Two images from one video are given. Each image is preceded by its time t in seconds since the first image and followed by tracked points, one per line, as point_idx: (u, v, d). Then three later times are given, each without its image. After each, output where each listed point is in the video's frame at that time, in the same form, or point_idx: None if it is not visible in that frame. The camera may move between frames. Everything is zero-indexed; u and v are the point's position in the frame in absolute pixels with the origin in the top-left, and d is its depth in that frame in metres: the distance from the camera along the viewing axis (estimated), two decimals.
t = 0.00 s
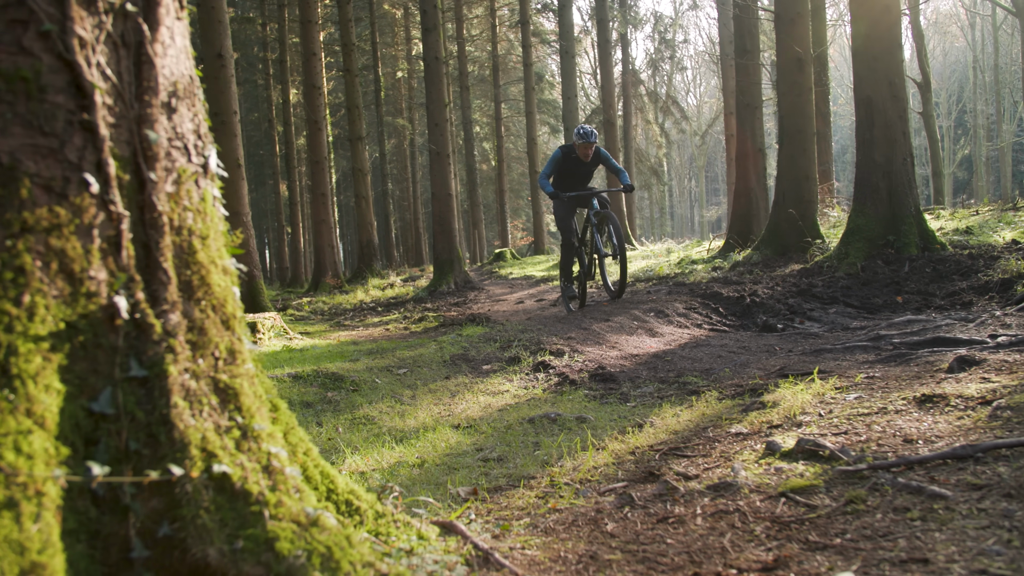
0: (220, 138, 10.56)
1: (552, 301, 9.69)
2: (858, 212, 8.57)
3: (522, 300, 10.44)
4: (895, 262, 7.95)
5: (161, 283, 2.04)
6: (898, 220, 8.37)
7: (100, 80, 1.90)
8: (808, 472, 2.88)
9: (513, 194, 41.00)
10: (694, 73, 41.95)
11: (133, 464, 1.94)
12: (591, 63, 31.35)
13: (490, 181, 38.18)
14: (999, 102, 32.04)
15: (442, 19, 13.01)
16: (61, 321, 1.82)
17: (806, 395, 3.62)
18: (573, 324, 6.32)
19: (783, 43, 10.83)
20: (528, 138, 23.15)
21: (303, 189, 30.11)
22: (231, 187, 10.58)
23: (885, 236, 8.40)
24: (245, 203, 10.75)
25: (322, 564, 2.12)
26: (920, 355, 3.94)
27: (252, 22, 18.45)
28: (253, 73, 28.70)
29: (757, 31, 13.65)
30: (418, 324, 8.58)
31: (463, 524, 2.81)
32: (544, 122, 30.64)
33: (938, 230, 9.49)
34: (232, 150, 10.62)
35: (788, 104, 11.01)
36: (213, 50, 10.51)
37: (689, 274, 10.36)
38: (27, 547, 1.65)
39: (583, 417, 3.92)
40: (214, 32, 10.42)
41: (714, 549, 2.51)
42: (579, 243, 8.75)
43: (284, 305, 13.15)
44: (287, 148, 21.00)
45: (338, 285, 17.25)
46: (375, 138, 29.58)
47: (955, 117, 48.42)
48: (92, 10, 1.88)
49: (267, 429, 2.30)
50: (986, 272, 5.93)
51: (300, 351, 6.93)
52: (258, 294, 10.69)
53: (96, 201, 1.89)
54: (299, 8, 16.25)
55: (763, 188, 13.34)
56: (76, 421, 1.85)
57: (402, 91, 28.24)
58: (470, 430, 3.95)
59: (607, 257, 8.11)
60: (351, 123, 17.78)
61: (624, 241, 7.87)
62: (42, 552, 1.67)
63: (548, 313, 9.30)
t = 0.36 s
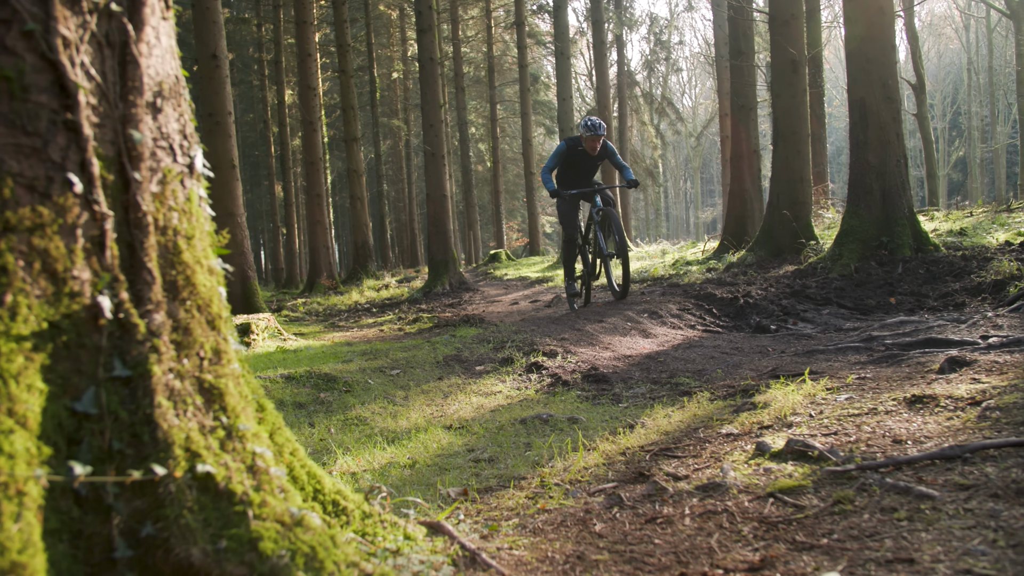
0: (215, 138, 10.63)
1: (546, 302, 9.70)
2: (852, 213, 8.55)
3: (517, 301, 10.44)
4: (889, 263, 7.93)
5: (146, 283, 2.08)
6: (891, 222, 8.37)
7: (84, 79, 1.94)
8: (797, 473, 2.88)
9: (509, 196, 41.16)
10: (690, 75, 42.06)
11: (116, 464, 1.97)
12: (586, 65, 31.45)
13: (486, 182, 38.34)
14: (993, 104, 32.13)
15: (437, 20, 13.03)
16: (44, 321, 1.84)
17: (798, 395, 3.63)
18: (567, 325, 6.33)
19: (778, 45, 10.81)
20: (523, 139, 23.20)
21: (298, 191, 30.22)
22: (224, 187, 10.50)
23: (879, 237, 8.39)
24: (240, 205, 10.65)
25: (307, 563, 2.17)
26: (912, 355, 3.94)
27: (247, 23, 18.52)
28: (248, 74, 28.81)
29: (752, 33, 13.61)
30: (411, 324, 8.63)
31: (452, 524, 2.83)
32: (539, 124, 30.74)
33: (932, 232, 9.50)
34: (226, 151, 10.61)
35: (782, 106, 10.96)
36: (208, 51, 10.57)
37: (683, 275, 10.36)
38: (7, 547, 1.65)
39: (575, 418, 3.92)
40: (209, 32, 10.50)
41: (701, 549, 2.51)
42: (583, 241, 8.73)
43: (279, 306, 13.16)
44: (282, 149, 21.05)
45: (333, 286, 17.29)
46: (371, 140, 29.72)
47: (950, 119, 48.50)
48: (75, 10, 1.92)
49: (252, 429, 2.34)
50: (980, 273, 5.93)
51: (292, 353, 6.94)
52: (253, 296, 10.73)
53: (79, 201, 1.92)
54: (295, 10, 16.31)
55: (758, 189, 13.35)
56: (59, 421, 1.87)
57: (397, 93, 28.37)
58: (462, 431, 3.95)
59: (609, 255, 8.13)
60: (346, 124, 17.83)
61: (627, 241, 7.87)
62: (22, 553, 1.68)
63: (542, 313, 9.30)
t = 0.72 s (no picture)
0: (209, 140, 10.62)
1: (539, 303, 9.71)
2: (844, 215, 8.55)
3: (510, 302, 10.45)
4: (881, 265, 7.92)
5: (129, 283, 2.12)
6: (884, 224, 8.37)
7: (67, 79, 1.99)
8: (784, 474, 2.91)
9: (503, 197, 41.28)
10: (685, 77, 42.16)
11: (99, 464, 2.01)
12: (580, 66, 31.56)
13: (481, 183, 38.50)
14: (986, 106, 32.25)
15: (431, 21, 13.09)
16: (26, 320, 1.88)
17: (787, 396, 3.63)
18: (559, 326, 6.33)
19: (771, 46, 10.78)
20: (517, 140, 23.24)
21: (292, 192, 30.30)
22: (218, 188, 10.67)
23: (870, 239, 8.40)
24: (233, 206, 10.85)
25: (290, 564, 2.23)
26: (902, 357, 3.94)
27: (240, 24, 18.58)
28: (241, 76, 28.90)
29: (745, 34, 13.58)
30: (405, 325, 8.66)
31: (439, 524, 2.86)
32: (533, 125, 30.82)
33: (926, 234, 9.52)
34: (219, 152, 10.63)
35: (775, 108, 10.95)
36: (201, 51, 10.55)
37: (677, 277, 10.37)
38: None
39: (566, 419, 3.92)
40: (202, 34, 10.47)
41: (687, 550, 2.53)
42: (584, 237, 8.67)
43: (272, 308, 13.17)
44: (276, 150, 21.07)
45: (327, 287, 17.32)
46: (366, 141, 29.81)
47: (943, 121, 48.64)
48: (59, 9, 1.97)
49: (237, 429, 2.39)
50: (971, 275, 5.93)
51: (285, 353, 6.93)
52: (246, 297, 10.78)
53: (62, 201, 1.97)
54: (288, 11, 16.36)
55: (751, 191, 13.42)
56: (41, 421, 1.90)
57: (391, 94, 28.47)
58: (453, 432, 3.95)
59: (606, 256, 8.09)
60: (340, 124, 17.86)
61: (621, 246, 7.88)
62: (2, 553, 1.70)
63: (535, 314, 9.29)
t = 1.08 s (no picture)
0: (199, 141, 10.63)
1: (530, 304, 9.71)
2: (835, 216, 8.55)
3: (501, 303, 10.44)
4: (872, 266, 7.92)
5: (111, 283, 2.14)
6: (874, 225, 8.37)
7: (49, 80, 2.02)
8: (771, 474, 2.95)
9: (496, 199, 41.38)
10: (677, 79, 42.26)
11: (79, 465, 2.02)
12: (572, 67, 31.61)
13: (474, 185, 38.57)
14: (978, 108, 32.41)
15: (423, 23, 13.13)
16: (7, 321, 1.92)
17: (776, 398, 3.64)
18: (550, 327, 6.34)
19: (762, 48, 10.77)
20: (510, 141, 23.24)
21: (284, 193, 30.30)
22: (210, 189, 10.65)
23: (861, 240, 8.40)
24: (224, 206, 10.85)
25: (271, 564, 2.24)
26: (890, 358, 3.96)
27: (232, 25, 18.60)
28: (234, 77, 28.89)
29: (736, 35, 13.56)
30: (396, 326, 8.67)
31: (424, 525, 2.90)
32: (525, 126, 30.87)
33: (916, 235, 9.56)
34: (210, 153, 10.64)
35: (766, 109, 10.96)
36: (192, 52, 10.55)
37: (668, 278, 10.37)
38: None
39: (555, 420, 3.92)
40: (193, 35, 10.52)
41: (673, 550, 2.55)
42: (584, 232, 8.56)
43: (264, 309, 13.16)
44: (268, 150, 21.03)
45: (318, 288, 17.31)
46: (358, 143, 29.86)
47: (934, 124, 48.90)
48: (40, 9, 1.99)
49: (219, 430, 2.39)
50: (961, 277, 5.94)
51: (275, 354, 6.91)
52: (237, 298, 10.78)
53: (44, 201, 2.00)
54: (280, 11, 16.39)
55: (743, 193, 13.43)
56: (21, 422, 1.93)
57: (384, 95, 28.56)
58: (442, 433, 3.95)
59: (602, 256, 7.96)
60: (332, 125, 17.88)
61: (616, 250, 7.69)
62: None
63: (525, 315, 9.27)
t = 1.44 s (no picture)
0: (189, 141, 10.60)
1: (521, 305, 9.71)
2: (824, 218, 8.56)
3: (492, 304, 10.45)
4: (861, 267, 7.92)
5: (92, 284, 2.14)
6: (863, 227, 8.38)
7: (29, 80, 2.02)
8: (756, 475, 2.99)
9: (487, 200, 41.49)
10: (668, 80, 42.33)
11: (59, 466, 2.03)
12: (563, 69, 31.67)
13: (465, 186, 38.62)
14: (967, 111, 32.58)
15: (413, 24, 13.14)
16: None
17: (763, 399, 3.66)
18: (539, 329, 6.36)
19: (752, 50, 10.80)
20: (500, 142, 23.27)
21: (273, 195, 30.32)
22: (200, 189, 10.68)
23: (850, 242, 8.40)
24: (213, 207, 10.88)
25: (252, 566, 2.24)
26: (878, 359, 3.99)
27: (223, 25, 18.61)
28: (224, 77, 28.85)
29: (727, 37, 13.59)
30: (387, 327, 8.66)
31: (408, 527, 2.95)
32: (516, 128, 30.94)
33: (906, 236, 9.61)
34: (199, 154, 10.62)
35: (756, 111, 10.98)
36: (182, 52, 10.48)
37: (659, 280, 10.40)
38: None
39: (543, 421, 3.93)
40: (183, 35, 10.41)
41: (657, 551, 2.58)
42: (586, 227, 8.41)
43: (254, 310, 13.17)
44: (258, 151, 21.02)
45: (308, 289, 17.33)
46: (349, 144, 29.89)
47: (923, 126, 49.15)
48: (21, 10, 1.99)
49: (201, 431, 2.39)
50: (949, 278, 5.95)
51: (264, 355, 6.91)
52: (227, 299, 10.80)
53: (23, 202, 2.00)
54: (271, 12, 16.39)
55: (733, 194, 13.46)
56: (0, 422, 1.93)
57: (375, 96, 28.62)
58: (430, 434, 3.96)
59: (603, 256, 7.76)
60: (323, 126, 17.90)
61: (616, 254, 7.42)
62: None
63: (514, 316, 9.27)
